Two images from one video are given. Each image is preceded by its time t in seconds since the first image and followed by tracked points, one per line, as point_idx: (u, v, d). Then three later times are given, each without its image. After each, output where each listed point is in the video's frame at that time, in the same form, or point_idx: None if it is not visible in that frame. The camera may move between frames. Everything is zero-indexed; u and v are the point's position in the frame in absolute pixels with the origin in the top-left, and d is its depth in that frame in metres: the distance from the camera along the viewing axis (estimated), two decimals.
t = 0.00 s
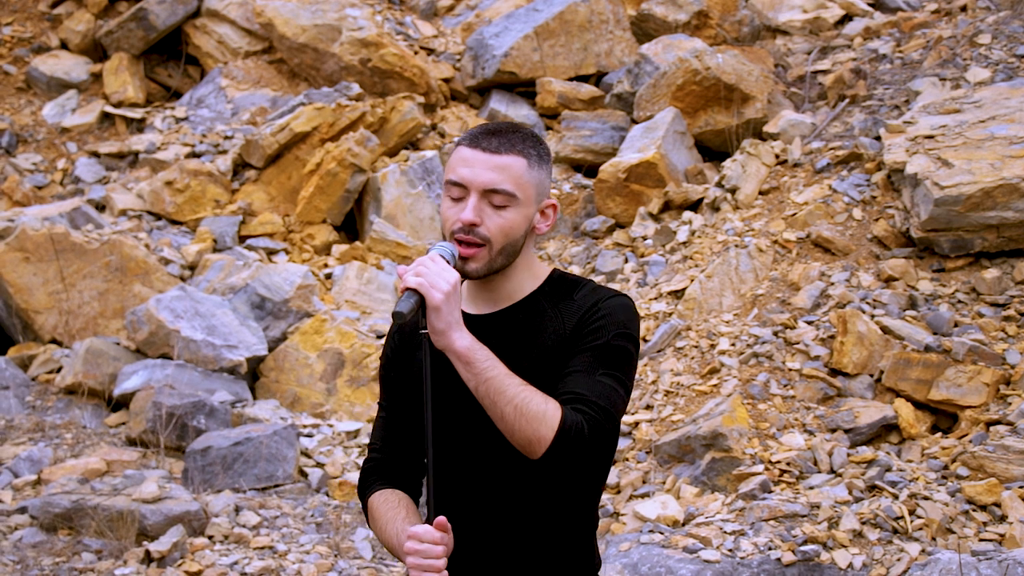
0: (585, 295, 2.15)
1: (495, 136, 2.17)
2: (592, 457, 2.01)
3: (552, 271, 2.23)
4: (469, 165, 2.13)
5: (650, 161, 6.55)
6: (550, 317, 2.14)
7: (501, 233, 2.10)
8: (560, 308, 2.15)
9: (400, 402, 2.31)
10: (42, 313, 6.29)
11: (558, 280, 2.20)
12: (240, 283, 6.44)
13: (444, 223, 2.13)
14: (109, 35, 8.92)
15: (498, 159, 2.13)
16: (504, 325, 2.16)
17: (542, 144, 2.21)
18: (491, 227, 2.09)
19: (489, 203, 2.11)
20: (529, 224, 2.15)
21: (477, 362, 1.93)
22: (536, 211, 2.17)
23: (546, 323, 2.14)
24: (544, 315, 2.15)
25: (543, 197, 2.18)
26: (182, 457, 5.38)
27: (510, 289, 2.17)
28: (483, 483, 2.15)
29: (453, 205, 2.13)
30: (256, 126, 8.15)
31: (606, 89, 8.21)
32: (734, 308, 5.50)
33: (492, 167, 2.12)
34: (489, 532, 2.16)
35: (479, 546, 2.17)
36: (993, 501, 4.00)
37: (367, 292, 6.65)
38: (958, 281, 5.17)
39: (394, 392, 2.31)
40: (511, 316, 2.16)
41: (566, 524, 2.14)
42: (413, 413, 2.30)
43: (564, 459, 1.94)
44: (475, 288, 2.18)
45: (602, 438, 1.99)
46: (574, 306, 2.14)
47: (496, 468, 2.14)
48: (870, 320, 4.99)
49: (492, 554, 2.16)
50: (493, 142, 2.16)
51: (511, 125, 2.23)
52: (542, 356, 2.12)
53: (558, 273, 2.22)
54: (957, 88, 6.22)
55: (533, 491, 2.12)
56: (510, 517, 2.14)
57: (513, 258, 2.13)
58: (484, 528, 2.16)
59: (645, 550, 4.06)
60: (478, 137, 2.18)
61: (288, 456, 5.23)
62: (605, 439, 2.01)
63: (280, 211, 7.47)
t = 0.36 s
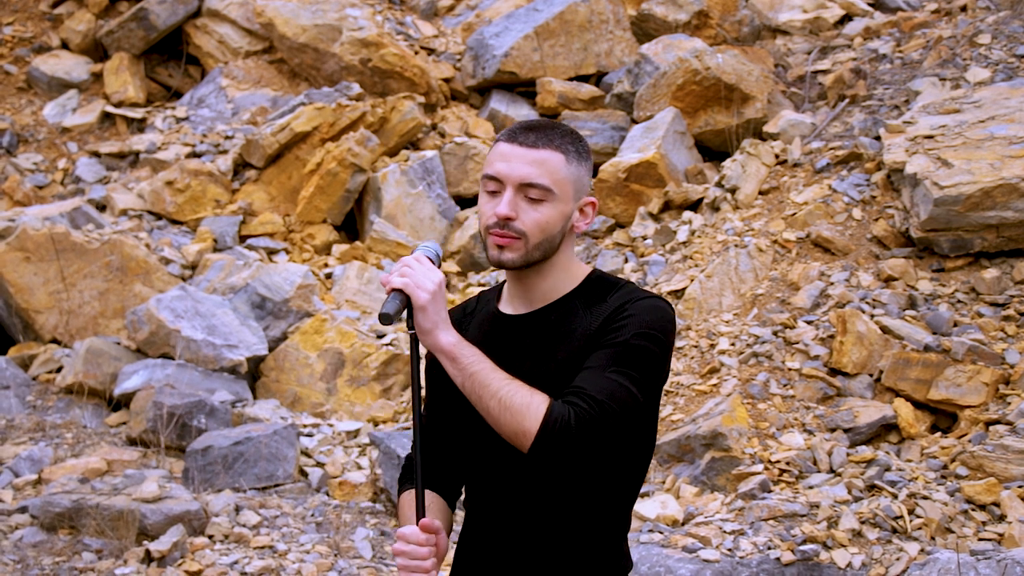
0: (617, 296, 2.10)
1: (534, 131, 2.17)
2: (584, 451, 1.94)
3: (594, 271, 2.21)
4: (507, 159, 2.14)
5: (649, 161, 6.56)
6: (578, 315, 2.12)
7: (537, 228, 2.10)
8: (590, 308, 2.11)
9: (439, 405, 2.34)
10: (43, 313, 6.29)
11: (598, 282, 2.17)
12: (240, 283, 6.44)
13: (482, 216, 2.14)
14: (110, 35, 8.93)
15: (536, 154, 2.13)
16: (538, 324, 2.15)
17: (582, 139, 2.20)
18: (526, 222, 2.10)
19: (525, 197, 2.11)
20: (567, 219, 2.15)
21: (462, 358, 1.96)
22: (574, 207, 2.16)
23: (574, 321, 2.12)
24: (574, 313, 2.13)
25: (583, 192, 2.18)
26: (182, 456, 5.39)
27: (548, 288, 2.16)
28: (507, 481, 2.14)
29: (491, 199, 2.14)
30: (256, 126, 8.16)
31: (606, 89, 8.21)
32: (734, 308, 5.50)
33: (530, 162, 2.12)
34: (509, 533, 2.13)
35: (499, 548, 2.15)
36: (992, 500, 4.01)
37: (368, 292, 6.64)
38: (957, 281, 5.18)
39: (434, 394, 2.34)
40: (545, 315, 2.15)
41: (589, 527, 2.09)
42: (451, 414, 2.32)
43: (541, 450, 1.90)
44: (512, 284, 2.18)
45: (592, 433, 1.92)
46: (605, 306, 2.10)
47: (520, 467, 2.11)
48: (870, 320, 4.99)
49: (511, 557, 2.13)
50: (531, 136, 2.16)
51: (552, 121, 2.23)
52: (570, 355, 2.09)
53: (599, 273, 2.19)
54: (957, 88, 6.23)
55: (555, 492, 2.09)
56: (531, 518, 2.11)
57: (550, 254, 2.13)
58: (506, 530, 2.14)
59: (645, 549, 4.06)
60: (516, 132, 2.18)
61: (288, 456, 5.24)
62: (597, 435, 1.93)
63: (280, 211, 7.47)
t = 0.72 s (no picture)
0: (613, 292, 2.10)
1: (542, 134, 2.18)
2: (553, 434, 1.92)
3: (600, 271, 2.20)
4: (522, 163, 2.14)
5: (649, 162, 6.56)
6: (575, 309, 2.11)
7: (559, 230, 2.10)
8: (589, 302, 2.11)
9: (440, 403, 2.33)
10: (44, 313, 6.31)
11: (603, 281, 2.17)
12: (240, 283, 6.44)
13: (500, 223, 2.13)
14: (110, 35, 8.94)
15: (551, 156, 2.14)
16: (542, 320, 2.13)
17: (586, 141, 2.23)
18: (549, 225, 2.09)
19: (545, 200, 2.12)
20: (580, 220, 2.17)
21: (421, 350, 1.97)
22: (586, 209, 2.19)
23: (573, 314, 2.11)
24: (572, 307, 2.12)
25: (592, 194, 2.21)
26: (182, 456, 5.40)
27: (557, 289, 2.14)
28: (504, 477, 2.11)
29: (508, 204, 2.14)
30: (257, 127, 8.16)
31: (606, 89, 8.21)
32: (733, 308, 5.50)
33: (546, 164, 2.13)
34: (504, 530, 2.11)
35: (495, 546, 2.13)
36: (991, 500, 4.02)
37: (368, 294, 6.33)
38: (956, 281, 5.18)
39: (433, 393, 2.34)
40: (550, 313, 2.13)
41: (583, 521, 2.07)
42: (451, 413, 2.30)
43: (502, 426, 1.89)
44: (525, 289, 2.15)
45: (560, 414, 1.90)
46: (603, 301, 2.10)
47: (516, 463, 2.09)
48: (870, 320, 5.00)
49: (507, 555, 2.11)
50: (542, 139, 2.16)
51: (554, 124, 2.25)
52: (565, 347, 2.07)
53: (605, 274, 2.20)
54: (957, 88, 6.23)
55: (551, 487, 2.07)
56: (527, 514, 2.09)
57: (568, 255, 2.14)
58: (503, 527, 2.12)
59: (644, 549, 4.07)
60: (526, 135, 2.18)
61: (288, 456, 5.25)
62: (567, 418, 1.91)
63: (280, 211, 7.47)
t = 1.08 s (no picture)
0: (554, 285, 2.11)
1: (467, 139, 2.16)
2: (529, 437, 1.97)
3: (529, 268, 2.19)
4: (453, 171, 2.11)
5: (650, 162, 6.54)
6: (517, 306, 2.09)
7: (497, 232, 2.09)
8: (532, 297, 2.10)
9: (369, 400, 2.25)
10: (44, 314, 6.31)
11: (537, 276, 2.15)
12: (241, 284, 6.44)
13: (438, 232, 2.09)
14: (111, 36, 8.95)
15: (480, 160, 2.12)
16: (482, 319, 2.10)
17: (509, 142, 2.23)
18: (488, 229, 2.08)
19: (480, 205, 2.10)
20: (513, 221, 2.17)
21: (391, 371, 1.94)
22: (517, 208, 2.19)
23: (516, 310, 2.09)
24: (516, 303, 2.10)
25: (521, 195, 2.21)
26: (182, 457, 5.42)
27: (494, 289, 2.12)
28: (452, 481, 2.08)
29: (444, 212, 2.10)
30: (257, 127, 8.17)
31: (607, 90, 8.21)
32: (733, 309, 5.49)
33: (477, 169, 2.11)
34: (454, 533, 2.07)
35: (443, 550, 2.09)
36: (990, 501, 4.02)
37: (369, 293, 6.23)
38: (956, 282, 5.18)
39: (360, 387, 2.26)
40: (486, 311, 2.10)
41: (533, 515, 2.07)
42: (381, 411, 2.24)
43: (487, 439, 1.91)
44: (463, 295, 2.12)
45: (538, 418, 1.95)
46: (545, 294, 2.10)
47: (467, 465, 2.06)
48: (869, 321, 5.00)
49: (452, 549, 2.08)
50: (467, 144, 2.14)
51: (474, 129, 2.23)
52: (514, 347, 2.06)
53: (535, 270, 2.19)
54: (957, 89, 6.23)
55: (498, 483, 2.05)
56: (476, 515, 2.06)
57: (505, 257, 2.13)
58: (445, 521, 2.09)
59: (644, 550, 4.08)
60: (450, 142, 2.15)
61: (288, 456, 5.30)
62: (542, 421, 1.96)
63: (281, 212, 7.46)
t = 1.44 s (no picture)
0: (520, 283, 2.24)
1: (409, 140, 2.32)
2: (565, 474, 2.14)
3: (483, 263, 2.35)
4: (397, 172, 2.28)
5: (651, 161, 6.53)
6: (487, 313, 2.22)
7: (443, 230, 2.25)
8: (498, 301, 2.23)
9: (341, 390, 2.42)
10: (45, 313, 6.32)
11: (491, 272, 2.30)
12: (242, 282, 6.42)
13: (386, 232, 2.25)
14: (112, 35, 8.94)
15: (423, 160, 2.29)
16: (441, 313, 2.25)
17: (452, 139, 2.38)
18: (433, 227, 2.23)
19: (424, 203, 2.26)
20: (460, 217, 2.32)
21: (428, 490, 2.03)
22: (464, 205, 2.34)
23: (484, 314, 2.22)
24: (483, 307, 2.23)
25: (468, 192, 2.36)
26: (184, 455, 5.45)
27: (449, 286, 2.27)
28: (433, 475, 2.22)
29: (390, 213, 2.27)
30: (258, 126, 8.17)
31: (608, 89, 8.20)
32: (734, 308, 5.48)
33: (420, 169, 2.28)
34: (440, 525, 2.20)
35: (430, 537, 2.21)
36: (991, 500, 4.03)
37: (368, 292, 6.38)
38: (957, 280, 5.17)
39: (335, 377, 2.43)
40: (446, 306, 2.25)
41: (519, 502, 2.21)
42: (351, 402, 2.38)
43: (540, 489, 2.09)
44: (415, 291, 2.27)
45: (568, 451, 2.12)
46: (511, 297, 2.23)
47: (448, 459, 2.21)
48: (870, 320, 5.01)
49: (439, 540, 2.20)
50: (411, 145, 2.31)
51: (417, 128, 2.38)
52: (484, 349, 2.19)
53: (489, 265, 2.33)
54: (958, 88, 6.23)
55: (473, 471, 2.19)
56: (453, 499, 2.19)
57: (455, 252, 2.28)
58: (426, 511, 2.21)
59: (644, 549, 4.09)
60: (394, 144, 2.32)
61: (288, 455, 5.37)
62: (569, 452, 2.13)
63: (282, 211, 7.46)
